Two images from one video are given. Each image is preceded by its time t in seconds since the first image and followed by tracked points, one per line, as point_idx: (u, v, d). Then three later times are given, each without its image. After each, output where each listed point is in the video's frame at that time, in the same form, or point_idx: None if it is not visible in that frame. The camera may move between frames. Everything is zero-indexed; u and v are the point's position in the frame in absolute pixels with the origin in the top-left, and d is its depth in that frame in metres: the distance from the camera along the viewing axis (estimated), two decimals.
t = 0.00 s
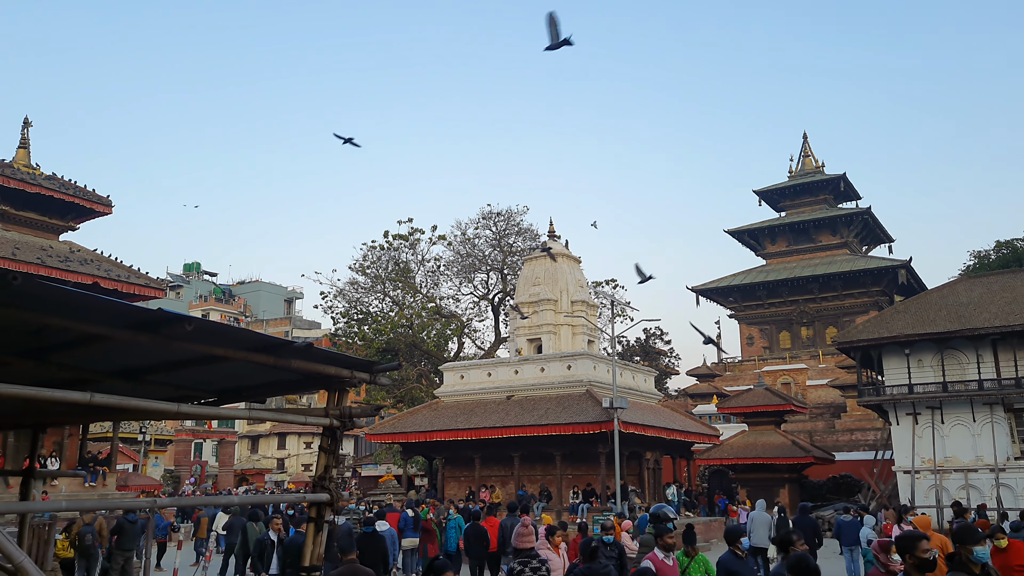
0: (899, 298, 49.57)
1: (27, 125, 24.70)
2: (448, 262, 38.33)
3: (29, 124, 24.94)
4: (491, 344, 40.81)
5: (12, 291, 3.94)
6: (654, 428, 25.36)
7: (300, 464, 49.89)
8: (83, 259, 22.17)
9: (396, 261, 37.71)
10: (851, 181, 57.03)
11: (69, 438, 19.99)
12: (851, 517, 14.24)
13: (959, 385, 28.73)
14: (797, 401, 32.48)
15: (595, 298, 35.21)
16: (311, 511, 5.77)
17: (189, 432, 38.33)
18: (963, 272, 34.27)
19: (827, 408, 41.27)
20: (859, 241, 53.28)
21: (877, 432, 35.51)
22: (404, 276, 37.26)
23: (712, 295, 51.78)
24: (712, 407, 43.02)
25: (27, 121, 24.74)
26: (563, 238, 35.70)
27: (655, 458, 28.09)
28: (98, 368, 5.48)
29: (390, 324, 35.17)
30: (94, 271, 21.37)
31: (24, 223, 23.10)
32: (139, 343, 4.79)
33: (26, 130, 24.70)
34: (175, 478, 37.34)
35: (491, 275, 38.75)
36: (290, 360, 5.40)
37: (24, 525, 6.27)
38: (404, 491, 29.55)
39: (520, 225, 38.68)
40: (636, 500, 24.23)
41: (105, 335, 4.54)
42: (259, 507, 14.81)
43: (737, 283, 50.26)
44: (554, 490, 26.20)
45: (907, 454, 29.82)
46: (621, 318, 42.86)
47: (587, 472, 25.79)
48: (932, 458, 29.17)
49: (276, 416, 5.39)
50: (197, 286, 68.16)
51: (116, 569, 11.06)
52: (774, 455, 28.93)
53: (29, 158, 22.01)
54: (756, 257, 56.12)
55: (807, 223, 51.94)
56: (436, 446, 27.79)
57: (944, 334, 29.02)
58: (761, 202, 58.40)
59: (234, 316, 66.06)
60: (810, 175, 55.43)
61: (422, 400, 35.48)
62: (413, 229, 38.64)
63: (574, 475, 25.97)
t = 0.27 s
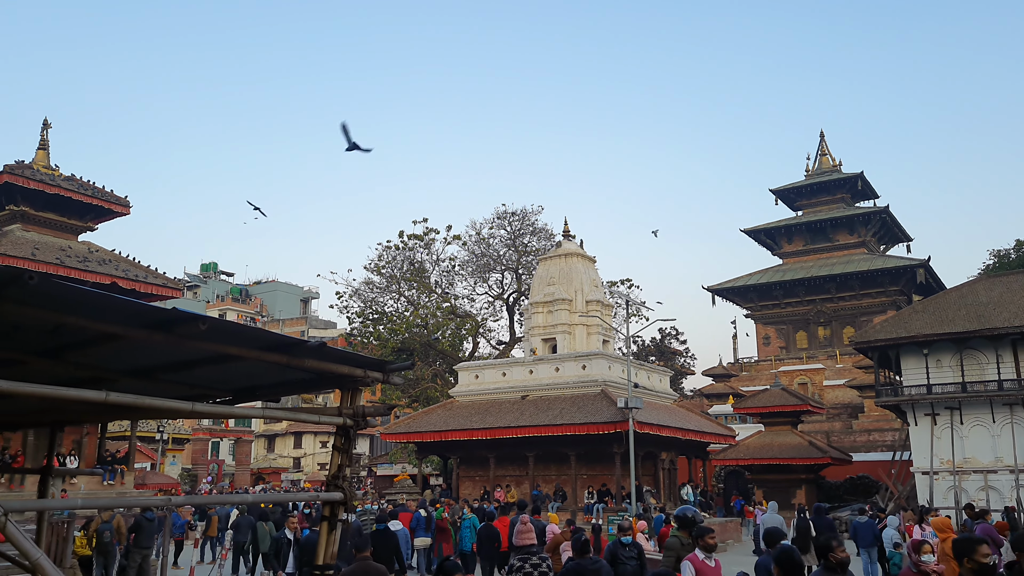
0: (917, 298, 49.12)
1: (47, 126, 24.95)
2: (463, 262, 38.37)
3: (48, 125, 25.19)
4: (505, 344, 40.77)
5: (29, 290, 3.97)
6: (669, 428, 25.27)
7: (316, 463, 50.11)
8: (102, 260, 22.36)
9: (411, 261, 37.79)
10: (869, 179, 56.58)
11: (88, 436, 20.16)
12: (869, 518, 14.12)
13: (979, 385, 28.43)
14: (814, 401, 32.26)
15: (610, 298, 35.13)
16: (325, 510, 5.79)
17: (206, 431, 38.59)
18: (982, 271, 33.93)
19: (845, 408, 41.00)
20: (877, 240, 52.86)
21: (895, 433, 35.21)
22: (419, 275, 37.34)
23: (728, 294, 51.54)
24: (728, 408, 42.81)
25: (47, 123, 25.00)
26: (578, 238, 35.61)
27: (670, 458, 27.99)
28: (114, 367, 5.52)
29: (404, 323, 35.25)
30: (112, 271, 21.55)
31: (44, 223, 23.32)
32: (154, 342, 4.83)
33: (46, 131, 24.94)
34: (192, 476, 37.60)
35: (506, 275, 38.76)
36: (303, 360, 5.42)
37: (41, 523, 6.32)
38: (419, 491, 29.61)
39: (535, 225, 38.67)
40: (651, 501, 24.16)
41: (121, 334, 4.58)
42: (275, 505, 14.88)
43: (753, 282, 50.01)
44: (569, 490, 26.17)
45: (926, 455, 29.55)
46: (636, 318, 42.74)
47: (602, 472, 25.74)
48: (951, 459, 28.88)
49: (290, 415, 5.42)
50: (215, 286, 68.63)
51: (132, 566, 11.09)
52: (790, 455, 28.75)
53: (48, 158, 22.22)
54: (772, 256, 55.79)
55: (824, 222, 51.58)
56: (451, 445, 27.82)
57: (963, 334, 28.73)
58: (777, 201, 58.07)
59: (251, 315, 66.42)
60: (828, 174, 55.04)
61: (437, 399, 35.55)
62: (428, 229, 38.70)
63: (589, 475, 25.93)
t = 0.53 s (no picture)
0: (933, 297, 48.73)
1: (63, 129, 25.21)
2: (476, 262, 38.39)
3: (65, 128, 25.45)
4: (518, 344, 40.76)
5: (43, 291, 4.01)
6: (682, 428, 25.18)
7: (329, 463, 50.29)
8: (117, 261, 22.54)
9: (424, 261, 37.86)
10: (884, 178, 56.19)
11: (103, 436, 20.34)
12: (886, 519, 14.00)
13: (996, 385, 28.18)
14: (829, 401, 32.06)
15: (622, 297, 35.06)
16: (337, 510, 5.81)
17: (220, 431, 38.82)
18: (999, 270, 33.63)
19: (860, 409, 40.74)
20: (892, 239, 52.50)
21: (911, 433, 34.95)
22: (431, 276, 37.41)
23: (741, 294, 51.34)
24: (742, 408, 42.63)
25: (63, 126, 25.25)
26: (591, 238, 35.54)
27: (683, 459, 27.90)
28: (129, 367, 5.57)
29: (417, 323, 35.32)
30: (127, 271, 21.73)
31: (61, 225, 23.55)
32: (167, 342, 4.86)
33: (62, 134, 25.20)
34: (207, 476, 37.83)
35: (518, 275, 38.76)
36: (315, 359, 5.44)
37: (57, 522, 6.35)
38: (432, 490, 29.67)
39: (547, 225, 38.65)
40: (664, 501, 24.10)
41: (134, 334, 4.61)
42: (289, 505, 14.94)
43: (766, 282, 49.79)
44: (582, 490, 26.15)
45: (942, 456, 29.31)
46: (649, 318, 42.64)
47: (615, 472, 25.69)
48: (968, 460, 28.64)
49: (303, 414, 5.44)
50: (229, 287, 69.03)
51: (147, 566, 11.10)
52: (805, 456, 28.59)
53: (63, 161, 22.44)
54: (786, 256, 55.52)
55: (839, 221, 51.27)
56: (463, 445, 27.85)
57: (980, 333, 28.49)
58: (791, 200, 57.78)
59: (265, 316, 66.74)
60: (842, 173, 54.71)
61: (450, 399, 35.63)
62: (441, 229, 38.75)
63: (602, 475, 25.90)
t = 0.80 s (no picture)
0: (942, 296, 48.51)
1: (72, 131, 25.35)
2: (483, 263, 38.41)
3: (74, 130, 25.59)
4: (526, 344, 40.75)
5: (52, 292, 4.04)
6: (690, 428, 25.12)
7: (338, 463, 50.39)
8: (126, 262, 22.66)
9: (431, 261, 37.90)
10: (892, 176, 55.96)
11: (113, 436, 20.45)
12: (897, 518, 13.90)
13: (1006, 383, 28.03)
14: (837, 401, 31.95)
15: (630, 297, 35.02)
16: (345, 509, 5.83)
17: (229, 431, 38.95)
18: (1009, 268, 33.46)
19: (869, 408, 40.60)
20: (901, 238, 52.28)
21: (920, 433, 34.81)
22: (439, 276, 37.45)
23: (749, 293, 51.23)
24: (750, 407, 42.53)
25: (72, 128, 25.39)
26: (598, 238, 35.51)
27: (691, 459, 27.85)
28: (138, 367, 5.60)
29: (425, 324, 35.36)
30: (136, 273, 21.85)
31: (70, 226, 23.68)
32: (175, 343, 4.89)
33: (72, 136, 25.33)
34: (216, 476, 37.96)
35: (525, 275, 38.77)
36: (322, 359, 5.46)
37: (67, 522, 6.38)
38: (440, 490, 29.70)
39: (554, 225, 38.63)
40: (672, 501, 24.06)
41: (142, 334, 4.64)
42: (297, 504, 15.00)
43: (775, 281, 49.66)
44: (590, 490, 26.14)
45: (952, 455, 29.18)
46: (657, 318, 42.59)
47: (623, 472, 25.67)
48: (978, 459, 28.49)
49: (310, 414, 5.46)
50: (237, 288, 69.25)
51: (157, 565, 11.13)
52: (813, 455, 28.49)
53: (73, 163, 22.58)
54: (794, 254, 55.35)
55: (847, 220, 51.09)
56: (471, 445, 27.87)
57: (990, 332, 28.34)
58: (799, 198, 57.60)
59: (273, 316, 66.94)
60: (850, 171, 54.50)
61: (458, 399, 35.67)
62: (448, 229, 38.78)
63: (610, 475, 25.88)
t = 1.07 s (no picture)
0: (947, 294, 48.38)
1: (76, 133, 25.42)
2: (487, 263, 38.40)
3: (78, 133, 25.66)
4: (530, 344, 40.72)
5: (56, 293, 4.03)
6: (694, 428, 25.09)
7: (343, 464, 50.40)
8: (131, 264, 22.70)
9: (435, 262, 37.93)
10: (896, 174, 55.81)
11: (118, 438, 20.50)
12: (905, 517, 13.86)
13: (1012, 382, 27.95)
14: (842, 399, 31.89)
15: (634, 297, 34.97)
16: (349, 510, 5.83)
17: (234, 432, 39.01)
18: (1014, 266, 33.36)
19: (874, 407, 40.49)
20: (905, 236, 52.16)
21: (926, 432, 34.72)
22: (443, 276, 37.47)
23: (753, 292, 51.14)
24: (755, 406, 42.45)
25: (76, 130, 25.46)
26: (601, 238, 35.45)
27: (696, 458, 27.82)
28: (142, 369, 5.60)
29: (429, 324, 35.38)
30: (141, 275, 21.90)
31: (75, 229, 23.74)
32: (179, 345, 4.89)
33: (76, 138, 25.40)
34: (221, 478, 38.02)
35: (529, 275, 38.77)
36: (327, 360, 5.46)
37: (72, 524, 6.37)
38: (445, 491, 29.72)
39: (558, 225, 38.61)
40: (678, 501, 24.03)
41: (146, 336, 4.64)
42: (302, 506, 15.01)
43: (779, 280, 49.60)
44: (594, 490, 26.12)
45: (957, 454, 29.15)
46: (661, 317, 42.54)
47: (628, 472, 25.64)
48: (984, 458, 28.43)
49: (314, 415, 5.46)
50: (242, 289, 69.36)
51: (163, 567, 11.12)
52: (818, 455, 28.44)
53: (78, 166, 22.65)
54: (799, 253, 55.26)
55: (851, 218, 50.98)
56: (476, 446, 27.87)
57: (995, 330, 28.25)
58: (803, 197, 57.49)
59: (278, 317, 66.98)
60: (854, 170, 54.37)
61: (462, 400, 35.70)
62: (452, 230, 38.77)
63: (615, 475, 25.86)
